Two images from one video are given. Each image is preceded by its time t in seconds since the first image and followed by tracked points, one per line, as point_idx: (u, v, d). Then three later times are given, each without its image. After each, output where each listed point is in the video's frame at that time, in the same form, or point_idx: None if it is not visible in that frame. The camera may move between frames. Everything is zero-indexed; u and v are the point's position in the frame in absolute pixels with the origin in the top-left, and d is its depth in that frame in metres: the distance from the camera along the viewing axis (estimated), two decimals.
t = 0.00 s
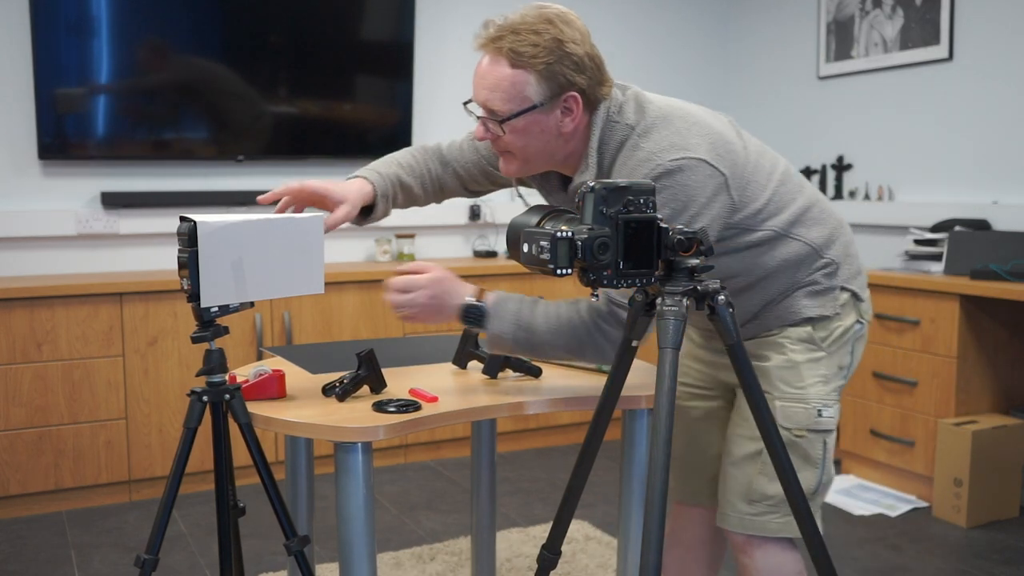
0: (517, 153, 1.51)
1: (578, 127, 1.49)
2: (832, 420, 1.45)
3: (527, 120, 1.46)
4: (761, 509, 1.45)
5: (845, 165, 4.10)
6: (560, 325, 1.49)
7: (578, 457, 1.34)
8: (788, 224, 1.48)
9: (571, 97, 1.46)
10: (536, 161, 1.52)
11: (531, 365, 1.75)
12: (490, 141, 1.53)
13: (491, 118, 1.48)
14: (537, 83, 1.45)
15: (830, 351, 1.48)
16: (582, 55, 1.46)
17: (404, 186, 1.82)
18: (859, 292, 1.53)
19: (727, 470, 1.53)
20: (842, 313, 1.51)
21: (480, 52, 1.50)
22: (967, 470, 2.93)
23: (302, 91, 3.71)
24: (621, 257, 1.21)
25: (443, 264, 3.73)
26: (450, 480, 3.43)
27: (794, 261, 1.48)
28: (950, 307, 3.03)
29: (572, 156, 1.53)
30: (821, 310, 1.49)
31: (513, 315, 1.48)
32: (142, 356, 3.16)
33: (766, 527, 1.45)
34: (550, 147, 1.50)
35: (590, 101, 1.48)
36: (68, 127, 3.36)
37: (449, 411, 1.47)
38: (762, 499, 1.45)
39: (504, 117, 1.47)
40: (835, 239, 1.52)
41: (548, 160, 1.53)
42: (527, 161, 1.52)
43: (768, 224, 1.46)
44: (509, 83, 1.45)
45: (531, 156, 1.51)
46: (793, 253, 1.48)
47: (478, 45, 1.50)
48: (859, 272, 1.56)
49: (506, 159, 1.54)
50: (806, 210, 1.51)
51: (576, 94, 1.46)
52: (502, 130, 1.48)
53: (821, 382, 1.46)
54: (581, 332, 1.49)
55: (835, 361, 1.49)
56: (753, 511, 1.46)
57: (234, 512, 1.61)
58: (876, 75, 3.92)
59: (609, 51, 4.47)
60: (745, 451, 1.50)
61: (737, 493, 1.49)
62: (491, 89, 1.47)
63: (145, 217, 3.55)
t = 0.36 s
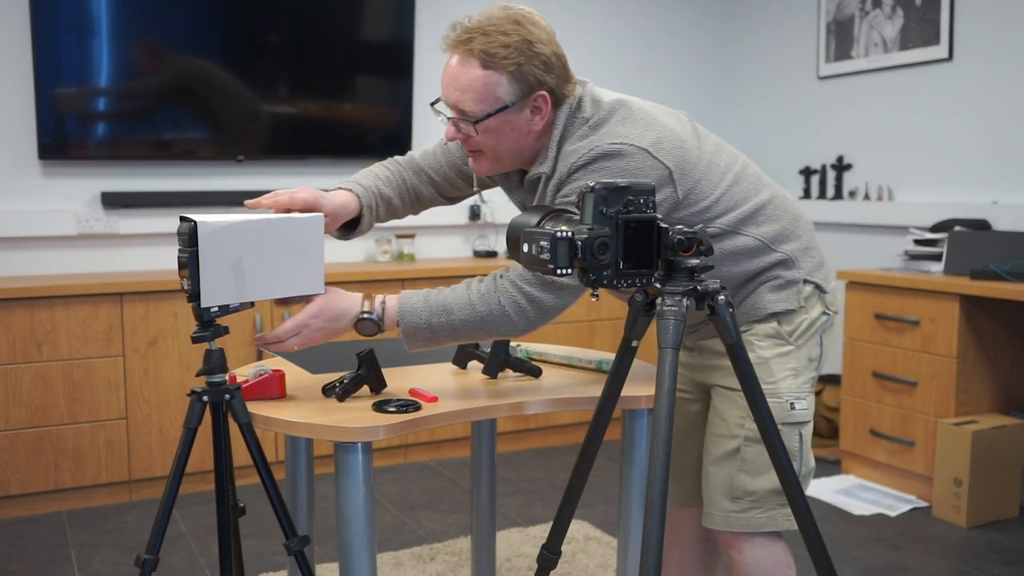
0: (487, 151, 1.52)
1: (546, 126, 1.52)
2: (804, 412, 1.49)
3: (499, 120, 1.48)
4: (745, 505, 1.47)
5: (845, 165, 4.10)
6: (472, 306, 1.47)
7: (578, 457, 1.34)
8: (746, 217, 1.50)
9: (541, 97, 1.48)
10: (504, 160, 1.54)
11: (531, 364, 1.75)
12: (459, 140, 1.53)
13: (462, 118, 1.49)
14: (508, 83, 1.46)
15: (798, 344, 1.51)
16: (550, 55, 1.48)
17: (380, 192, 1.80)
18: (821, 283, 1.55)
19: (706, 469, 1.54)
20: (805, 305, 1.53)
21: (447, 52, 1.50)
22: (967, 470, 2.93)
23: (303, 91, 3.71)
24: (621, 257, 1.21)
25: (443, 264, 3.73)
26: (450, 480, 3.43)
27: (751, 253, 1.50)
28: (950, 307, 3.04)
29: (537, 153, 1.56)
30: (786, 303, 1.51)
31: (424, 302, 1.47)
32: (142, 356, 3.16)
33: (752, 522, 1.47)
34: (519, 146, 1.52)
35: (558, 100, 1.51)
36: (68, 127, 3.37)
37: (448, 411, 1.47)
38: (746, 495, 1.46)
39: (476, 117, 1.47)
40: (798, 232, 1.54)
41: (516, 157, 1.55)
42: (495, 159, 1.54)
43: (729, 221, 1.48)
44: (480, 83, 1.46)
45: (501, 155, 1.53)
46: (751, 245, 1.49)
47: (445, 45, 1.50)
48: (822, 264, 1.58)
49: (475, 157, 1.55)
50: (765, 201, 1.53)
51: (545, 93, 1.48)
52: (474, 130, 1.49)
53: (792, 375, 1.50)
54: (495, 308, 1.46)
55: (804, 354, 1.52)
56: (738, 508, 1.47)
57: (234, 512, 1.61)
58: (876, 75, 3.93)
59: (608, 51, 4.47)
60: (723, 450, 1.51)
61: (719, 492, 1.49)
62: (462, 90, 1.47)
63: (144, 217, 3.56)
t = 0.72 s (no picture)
0: (480, 140, 1.53)
1: (539, 115, 1.52)
2: (799, 412, 1.47)
3: (493, 107, 1.48)
4: (744, 507, 1.47)
5: (845, 165, 4.10)
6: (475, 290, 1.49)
7: (578, 458, 1.34)
8: (735, 211, 1.49)
9: (534, 85, 1.49)
10: (496, 148, 1.55)
11: (531, 365, 1.75)
12: (452, 128, 1.54)
13: (456, 104, 1.49)
14: (503, 70, 1.47)
15: (791, 344, 1.50)
16: (544, 45, 1.49)
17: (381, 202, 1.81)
18: (814, 282, 1.53)
19: (703, 472, 1.53)
20: (797, 303, 1.52)
21: (444, 41, 1.52)
22: (967, 470, 2.93)
23: (303, 91, 3.71)
24: (621, 257, 1.21)
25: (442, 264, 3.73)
26: (450, 480, 3.43)
27: (741, 246, 1.49)
28: (950, 307, 3.04)
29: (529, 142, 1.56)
30: (778, 301, 1.50)
31: (424, 288, 1.47)
32: (142, 356, 3.16)
33: (753, 524, 1.47)
34: (512, 135, 1.53)
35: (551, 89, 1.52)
36: (68, 127, 3.37)
37: (448, 411, 1.47)
38: (745, 497, 1.46)
39: (470, 104, 1.48)
40: (790, 230, 1.53)
41: (508, 146, 1.56)
42: (488, 148, 1.55)
43: (719, 217, 1.48)
44: (475, 69, 1.47)
45: (493, 144, 1.53)
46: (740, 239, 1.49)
47: (442, 33, 1.51)
48: (815, 263, 1.57)
49: (466, 146, 1.55)
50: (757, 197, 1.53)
51: (539, 82, 1.49)
52: (467, 117, 1.50)
53: (785, 375, 1.49)
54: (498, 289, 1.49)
55: (797, 353, 1.51)
56: (737, 510, 1.47)
57: (234, 512, 1.61)
58: (876, 75, 3.92)
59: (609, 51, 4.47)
60: (719, 453, 1.50)
61: (718, 496, 1.49)
62: (457, 76, 1.47)
63: (144, 217, 3.56)
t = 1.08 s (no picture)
0: (468, 93, 1.50)
1: (528, 72, 1.50)
2: (799, 413, 1.47)
3: (482, 57, 1.46)
4: (748, 512, 1.47)
5: (845, 165, 4.10)
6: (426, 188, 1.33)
7: (578, 458, 1.33)
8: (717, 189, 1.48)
9: (524, 38, 1.47)
10: (483, 103, 1.52)
11: (531, 364, 1.75)
12: (440, 82, 1.51)
13: (445, 53, 1.47)
14: (493, 20, 1.45)
15: (788, 345, 1.49)
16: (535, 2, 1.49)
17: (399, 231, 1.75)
18: (800, 273, 1.51)
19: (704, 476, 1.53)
20: (786, 298, 1.50)
21: None
22: (967, 470, 2.93)
23: (303, 91, 3.71)
24: (621, 257, 1.21)
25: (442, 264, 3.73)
26: (450, 480, 3.43)
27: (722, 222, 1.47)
28: (950, 307, 3.04)
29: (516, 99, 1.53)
30: (767, 297, 1.48)
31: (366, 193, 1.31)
32: (142, 356, 3.16)
33: (758, 528, 1.47)
34: (500, 89, 1.50)
35: (541, 46, 1.50)
36: (68, 127, 3.37)
37: (449, 411, 1.47)
38: (748, 501, 1.46)
39: (459, 52, 1.46)
40: (775, 222, 1.51)
41: (496, 102, 1.52)
42: (474, 103, 1.51)
43: (699, 193, 1.47)
44: (465, 18, 1.45)
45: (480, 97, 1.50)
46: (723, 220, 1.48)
47: None
48: (805, 256, 1.54)
49: (453, 101, 1.52)
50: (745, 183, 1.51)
51: (528, 35, 1.47)
52: (455, 66, 1.47)
53: (784, 376, 1.48)
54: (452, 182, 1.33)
55: (795, 353, 1.50)
56: (741, 515, 1.47)
57: (234, 512, 1.61)
58: (876, 75, 3.93)
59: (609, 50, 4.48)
60: (719, 458, 1.49)
61: (719, 501, 1.49)
62: (447, 26, 1.46)
63: (144, 217, 3.56)
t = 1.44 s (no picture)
0: (454, 87, 1.49)
1: (514, 65, 1.49)
2: (808, 409, 1.47)
3: (465, 49, 1.46)
4: (760, 509, 1.47)
5: (845, 165, 4.10)
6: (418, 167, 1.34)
7: (578, 457, 1.33)
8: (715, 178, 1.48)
9: (507, 29, 1.47)
10: (470, 97, 1.51)
11: (531, 364, 1.75)
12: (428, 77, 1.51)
13: (430, 47, 1.48)
14: (477, 12, 1.45)
15: (795, 341, 1.49)
16: None
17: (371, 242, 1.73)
18: (800, 264, 1.51)
19: (711, 476, 1.52)
20: (788, 290, 1.49)
21: None
22: (967, 470, 2.93)
23: (302, 91, 3.71)
24: (621, 257, 1.21)
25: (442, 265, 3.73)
26: (450, 480, 3.43)
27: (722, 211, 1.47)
28: (950, 307, 3.03)
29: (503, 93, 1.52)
30: (768, 285, 1.47)
31: (358, 178, 1.33)
32: (142, 356, 3.16)
33: (769, 526, 1.47)
34: (487, 82, 1.49)
35: (526, 39, 1.50)
36: (68, 127, 3.37)
37: (449, 411, 1.47)
38: (759, 499, 1.47)
39: (443, 45, 1.46)
40: (775, 214, 1.51)
41: (484, 96, 1.52)
42: (461, 97, 1.51)
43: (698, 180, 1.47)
44: (449, 11, 1.46)
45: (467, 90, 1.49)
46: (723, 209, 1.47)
47: None
48: (803, 249, 1.54)
49: (441, 96, 1.52)
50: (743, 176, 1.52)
51: (512, 26, 1.47)
52: (441, 60, 1.47)
53: (792, 373, 1.47)
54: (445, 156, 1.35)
55: (802, 349, 1.50)
56: (754, 513, 1.47)
57: (234, 512, 1.60)
58: (876, 75, 3.92)
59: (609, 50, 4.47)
60: (729, 457, 1.49)
61: (731, 501, 1.49)
62: (432, 20, 1.47)
63: (144, 216, 3.55)
